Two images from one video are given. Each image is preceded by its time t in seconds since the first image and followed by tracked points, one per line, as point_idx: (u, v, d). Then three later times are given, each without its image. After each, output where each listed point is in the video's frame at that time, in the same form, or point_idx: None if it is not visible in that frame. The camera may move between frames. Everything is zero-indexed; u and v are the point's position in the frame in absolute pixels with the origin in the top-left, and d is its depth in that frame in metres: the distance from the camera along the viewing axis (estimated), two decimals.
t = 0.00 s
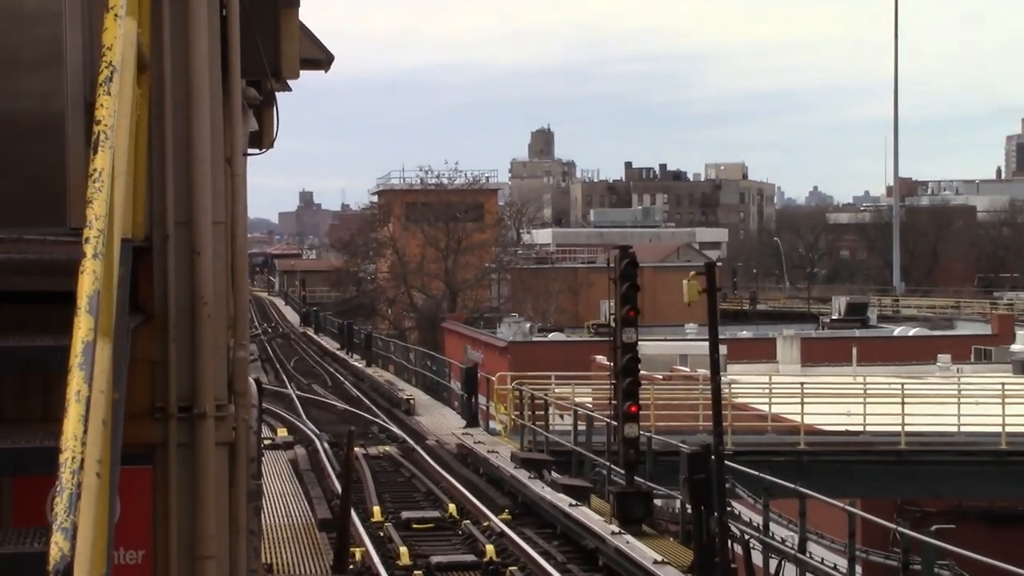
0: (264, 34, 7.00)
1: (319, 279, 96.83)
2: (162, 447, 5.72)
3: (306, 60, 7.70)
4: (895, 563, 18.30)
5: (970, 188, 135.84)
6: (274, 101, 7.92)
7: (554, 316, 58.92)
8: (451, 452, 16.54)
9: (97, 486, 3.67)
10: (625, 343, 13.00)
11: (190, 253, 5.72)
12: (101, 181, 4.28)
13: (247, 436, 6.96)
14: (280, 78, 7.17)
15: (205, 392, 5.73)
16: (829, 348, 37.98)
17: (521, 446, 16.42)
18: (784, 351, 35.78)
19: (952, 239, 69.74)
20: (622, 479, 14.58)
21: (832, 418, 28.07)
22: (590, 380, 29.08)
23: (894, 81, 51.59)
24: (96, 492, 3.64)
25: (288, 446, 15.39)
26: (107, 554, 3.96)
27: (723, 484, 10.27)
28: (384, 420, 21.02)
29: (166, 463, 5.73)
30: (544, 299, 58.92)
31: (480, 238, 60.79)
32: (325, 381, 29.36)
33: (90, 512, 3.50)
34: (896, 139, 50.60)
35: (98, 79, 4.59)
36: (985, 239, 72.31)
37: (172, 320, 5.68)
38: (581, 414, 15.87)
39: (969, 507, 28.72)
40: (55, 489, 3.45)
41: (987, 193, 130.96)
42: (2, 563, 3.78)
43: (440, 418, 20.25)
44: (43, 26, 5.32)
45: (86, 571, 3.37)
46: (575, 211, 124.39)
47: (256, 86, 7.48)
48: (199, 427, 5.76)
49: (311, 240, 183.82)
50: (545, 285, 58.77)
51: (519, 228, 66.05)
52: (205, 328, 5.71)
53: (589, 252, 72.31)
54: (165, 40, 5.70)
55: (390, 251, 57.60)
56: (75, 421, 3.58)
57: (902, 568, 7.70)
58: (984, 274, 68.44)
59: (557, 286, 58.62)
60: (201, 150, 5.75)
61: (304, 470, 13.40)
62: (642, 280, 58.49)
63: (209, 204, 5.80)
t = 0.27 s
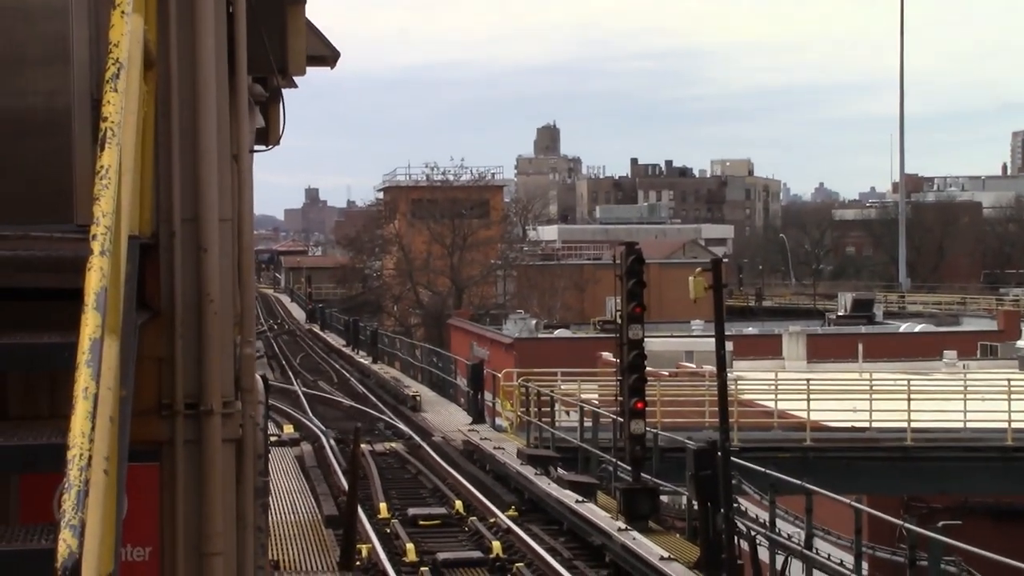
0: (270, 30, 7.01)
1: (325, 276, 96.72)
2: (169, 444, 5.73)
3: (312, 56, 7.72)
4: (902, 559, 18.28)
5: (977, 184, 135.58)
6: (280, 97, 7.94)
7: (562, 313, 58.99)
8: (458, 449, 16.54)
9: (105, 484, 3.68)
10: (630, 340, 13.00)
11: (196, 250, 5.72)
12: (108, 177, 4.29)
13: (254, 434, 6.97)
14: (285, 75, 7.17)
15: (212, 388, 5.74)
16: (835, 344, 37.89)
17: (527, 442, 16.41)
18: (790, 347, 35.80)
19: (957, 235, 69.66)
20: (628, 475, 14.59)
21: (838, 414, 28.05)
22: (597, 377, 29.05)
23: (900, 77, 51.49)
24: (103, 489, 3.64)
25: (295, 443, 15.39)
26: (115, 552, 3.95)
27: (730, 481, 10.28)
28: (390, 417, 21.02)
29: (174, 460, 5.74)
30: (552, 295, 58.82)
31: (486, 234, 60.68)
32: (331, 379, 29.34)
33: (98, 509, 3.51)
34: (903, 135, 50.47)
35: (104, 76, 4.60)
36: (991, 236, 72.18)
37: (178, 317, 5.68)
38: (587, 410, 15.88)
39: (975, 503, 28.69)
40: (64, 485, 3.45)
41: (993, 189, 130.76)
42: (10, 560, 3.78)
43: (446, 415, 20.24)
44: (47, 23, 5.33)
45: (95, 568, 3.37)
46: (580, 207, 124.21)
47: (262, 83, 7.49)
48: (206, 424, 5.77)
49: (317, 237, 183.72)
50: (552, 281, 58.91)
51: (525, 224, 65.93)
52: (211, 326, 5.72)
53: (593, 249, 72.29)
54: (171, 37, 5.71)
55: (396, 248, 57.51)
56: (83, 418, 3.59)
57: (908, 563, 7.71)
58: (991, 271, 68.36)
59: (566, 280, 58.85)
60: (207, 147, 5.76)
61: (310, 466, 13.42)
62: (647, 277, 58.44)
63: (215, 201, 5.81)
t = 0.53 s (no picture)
0: (275, 24, 7.00)
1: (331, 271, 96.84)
2: (172, 439, 5.72)
3: (316, 52, 7.71)
4: (905, 556, 18.25)
5: (981, 180, 135.37)
6: (284, 93, 7.92)
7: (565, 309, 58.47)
8: (461, 444, 16.54)
9: (107, 480, 3.66)
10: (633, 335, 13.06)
11: (200, 247, 5.72)
12: (113, 172, 4.28)
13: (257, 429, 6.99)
14: (289, 70, 7.14)
15: (214, 383, 5.73)
16: (837, 341, 37.86)
17: (529, 439, 16.42)
18: (793, 344, 35.84)
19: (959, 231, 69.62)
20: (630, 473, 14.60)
21: (839, 410, 28.04)
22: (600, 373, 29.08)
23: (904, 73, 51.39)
24: (106, 483, 3.64)
25: (298, 439, 15.40)
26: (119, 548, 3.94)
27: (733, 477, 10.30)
28: (393, 412, 21.02)
29: (177, 456, 5.72)
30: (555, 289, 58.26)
31: (490, 229, 60.57)
32: (335, 374, 29.33)
33: (101, 507, 3.48)
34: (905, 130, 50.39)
35: (109, 71, 4.58)
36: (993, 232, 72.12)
37: (181, 312, 5.68)
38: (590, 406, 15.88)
39: (977, 500, 28.65)
40: (67, 480, 3.44)
41: (996, 186, 130.58)
42: (15, 555, 3.74)
43: (449, 410, 20.25)
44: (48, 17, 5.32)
45: (98, 562, 3.36)
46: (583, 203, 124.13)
47: (265, 77, 7.48)
48: (210, 419, 5.76)
49: (319, 233, 183.60)
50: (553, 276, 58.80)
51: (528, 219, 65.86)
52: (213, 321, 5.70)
53: (596, 245, 72.23)
54: (175, 33, 5.70)
55: (399, 243, 57.50)
56: (86, 413, 3.58)
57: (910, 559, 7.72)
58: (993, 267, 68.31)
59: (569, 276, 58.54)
60: (209, 143, 5.75)
61: (312, 462, 13.44)
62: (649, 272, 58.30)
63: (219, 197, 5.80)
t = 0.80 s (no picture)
0: (278, 21, 7.01)
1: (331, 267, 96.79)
2: (174, 436, 5.72)
3: (317, 49, 7.72)
4: (906, 552, 18.24)
5: (982, 178, 135.25)
6: (286, 90, 7.94)
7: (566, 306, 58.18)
8: (462, 442, 16.53)
9: (111, 476, 3.65)
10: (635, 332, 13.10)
11: (202, 244, 5.71)
12: (115, 170, 4.30)
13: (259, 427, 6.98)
14: (290, 67, 7.15)
15: (217, 380, 5.73)
16: (837, 338, 37.89)
17: (530, 435, 16.40)
18: (794, 340, 35.85)
19: (960, 228, 69.55)
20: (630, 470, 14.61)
21: (840, 407, 28.00)
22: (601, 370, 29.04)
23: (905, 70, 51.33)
24: (110, 479, 3.62)
25: (300, 435, 15.40)
26: (121, 544, 3.93)
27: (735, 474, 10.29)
28: (394, 409, 21.04)
29: (179, 453, 5.71)
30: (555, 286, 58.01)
31: (491, 226, 60.53)
32: (336, 371, 29.34)
33: (105, 502, 3.47)
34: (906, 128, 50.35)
35: (111, 67, 4.58)
36: (994, 230, 72.16)
37: (184, 309, 5.67)
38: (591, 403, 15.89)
39: (978, 496, 28.60)
40: (70, 478, 3.44)
41: (998, 182, 130.43)
42: (15, 554, 3.70)
43: (450, 407, 20.26)
44: (49, 14, 5.32)
45: (102, 557, 3.35)
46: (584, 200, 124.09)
47: (266, 74, 7.48)
48: (212, 417, 5.76)
49: (320, 230, 183.60)
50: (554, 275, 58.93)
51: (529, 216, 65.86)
52: (216, 319, 5.69)
53: (597, 242, 72.24)
54: (177, 31, 5.70)
55: (399, 241, 57.47)
56: (90, 410, 3.57)
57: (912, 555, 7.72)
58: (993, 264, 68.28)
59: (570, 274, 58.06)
60: (212, 141, 5.75)
61: (313, 459, 13.44)
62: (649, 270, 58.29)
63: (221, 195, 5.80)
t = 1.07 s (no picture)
0: (278, 19, 7.01)
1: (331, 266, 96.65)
2: (175, 435, 5.72)
3: (318, 48, 7.73)
4: (906, 552, 18.23)
5: (981, 177, 135.22)
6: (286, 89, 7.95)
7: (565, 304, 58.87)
8: (461, 441, 16.52)
9: (112, 476, 3.63)
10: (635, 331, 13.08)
11: (203, 242, 5.70)
12: (116, 168, 4.30)
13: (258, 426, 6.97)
14: (291, 66, 7.16)
15: (217, 379, 5.72)
16: (836, 337, 37.91)
17: (529, 434, 16.38)
18: (793, 339, 35.85)
19: (959, 227, 69.55)
20: (628, 469, 14.60)
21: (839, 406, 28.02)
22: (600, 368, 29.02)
23: (904, 69, 51.32)
24: (111, 479, 3.61)
25: (300, 434, 15.39)
26: (123, 542, 3.93)
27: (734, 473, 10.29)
28: (394, 408, 21.06)
29: (180, 451, 5.71)
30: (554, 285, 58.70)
31: (490, 225, 60.46)
32: (335, 370, 29.33)
33: (106, 501, 3.46)
34: (905, 127, 50.36)
35: (113, 65, 4.57)
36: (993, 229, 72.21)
37: (184, 307, 5.66)
38: (590, 402, 15.87)
39: (978, 495, 28.61)
40: (72, 477, 3.42)
41: (996, 181, 130.42)
42: (14, 553, 3.69)
43: (450, 406, 20.24)
44: (50, 13, 5.31)
45: (103, 557, 3.34)
46: (583, 199, 124.01)
47: (267, 74, 7.48)
48: (213, 415, 5.75)
49: (318, 229, 183.35)
50: (553, 274, 59.06)
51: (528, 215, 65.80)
52: (216, 317, 5.69)
53: (595, 241, 72.23)
54: (178, 30, 5.69)
55: (398, 239, 57.40)
56: (90, 409, 3.56)
57: (911, 554, 7.73)
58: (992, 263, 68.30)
59: (569, 272, 58.82)
60: (213, 139, 5.74)
61: (313, 458, 13.43)
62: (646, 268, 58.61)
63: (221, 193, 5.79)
